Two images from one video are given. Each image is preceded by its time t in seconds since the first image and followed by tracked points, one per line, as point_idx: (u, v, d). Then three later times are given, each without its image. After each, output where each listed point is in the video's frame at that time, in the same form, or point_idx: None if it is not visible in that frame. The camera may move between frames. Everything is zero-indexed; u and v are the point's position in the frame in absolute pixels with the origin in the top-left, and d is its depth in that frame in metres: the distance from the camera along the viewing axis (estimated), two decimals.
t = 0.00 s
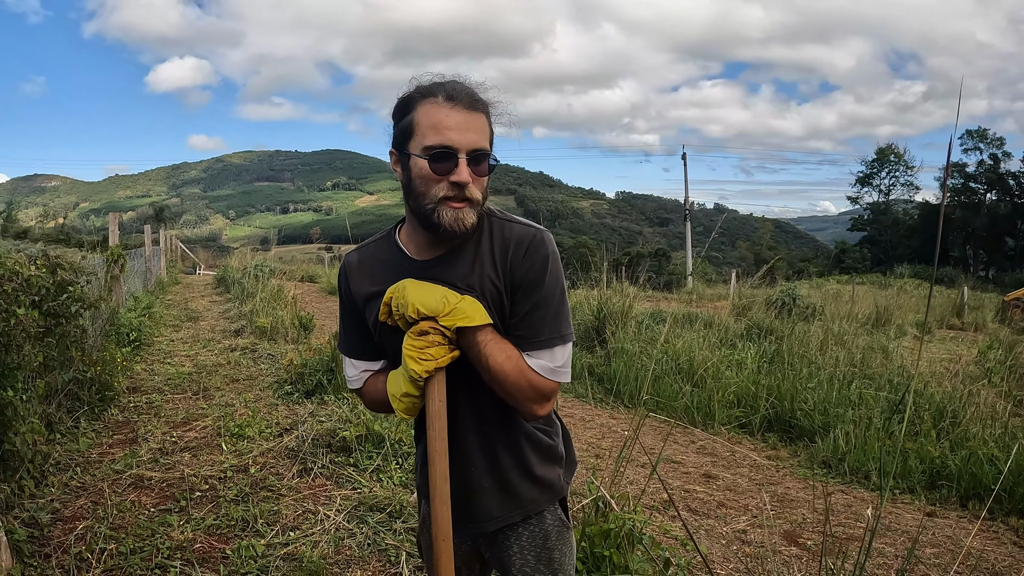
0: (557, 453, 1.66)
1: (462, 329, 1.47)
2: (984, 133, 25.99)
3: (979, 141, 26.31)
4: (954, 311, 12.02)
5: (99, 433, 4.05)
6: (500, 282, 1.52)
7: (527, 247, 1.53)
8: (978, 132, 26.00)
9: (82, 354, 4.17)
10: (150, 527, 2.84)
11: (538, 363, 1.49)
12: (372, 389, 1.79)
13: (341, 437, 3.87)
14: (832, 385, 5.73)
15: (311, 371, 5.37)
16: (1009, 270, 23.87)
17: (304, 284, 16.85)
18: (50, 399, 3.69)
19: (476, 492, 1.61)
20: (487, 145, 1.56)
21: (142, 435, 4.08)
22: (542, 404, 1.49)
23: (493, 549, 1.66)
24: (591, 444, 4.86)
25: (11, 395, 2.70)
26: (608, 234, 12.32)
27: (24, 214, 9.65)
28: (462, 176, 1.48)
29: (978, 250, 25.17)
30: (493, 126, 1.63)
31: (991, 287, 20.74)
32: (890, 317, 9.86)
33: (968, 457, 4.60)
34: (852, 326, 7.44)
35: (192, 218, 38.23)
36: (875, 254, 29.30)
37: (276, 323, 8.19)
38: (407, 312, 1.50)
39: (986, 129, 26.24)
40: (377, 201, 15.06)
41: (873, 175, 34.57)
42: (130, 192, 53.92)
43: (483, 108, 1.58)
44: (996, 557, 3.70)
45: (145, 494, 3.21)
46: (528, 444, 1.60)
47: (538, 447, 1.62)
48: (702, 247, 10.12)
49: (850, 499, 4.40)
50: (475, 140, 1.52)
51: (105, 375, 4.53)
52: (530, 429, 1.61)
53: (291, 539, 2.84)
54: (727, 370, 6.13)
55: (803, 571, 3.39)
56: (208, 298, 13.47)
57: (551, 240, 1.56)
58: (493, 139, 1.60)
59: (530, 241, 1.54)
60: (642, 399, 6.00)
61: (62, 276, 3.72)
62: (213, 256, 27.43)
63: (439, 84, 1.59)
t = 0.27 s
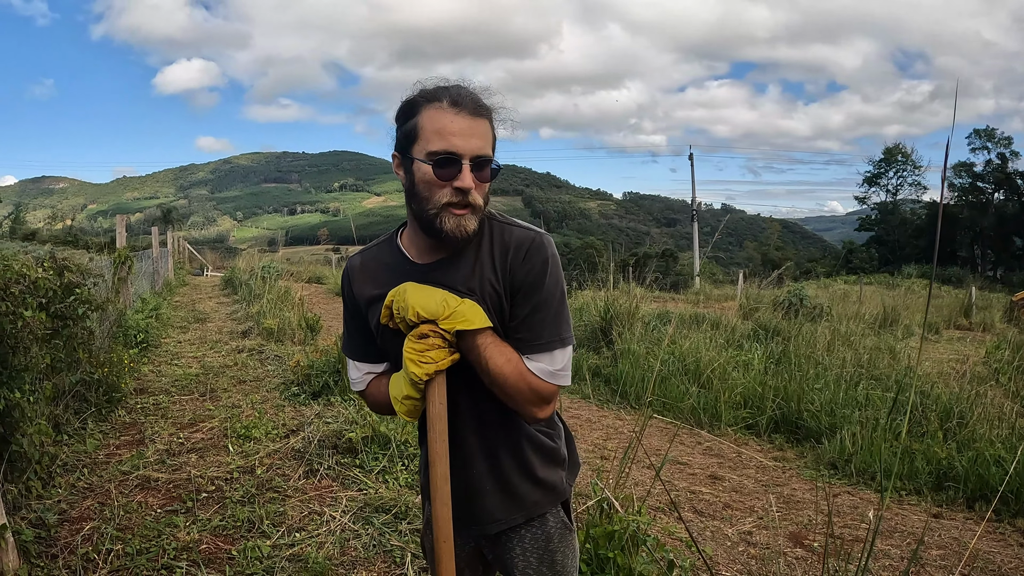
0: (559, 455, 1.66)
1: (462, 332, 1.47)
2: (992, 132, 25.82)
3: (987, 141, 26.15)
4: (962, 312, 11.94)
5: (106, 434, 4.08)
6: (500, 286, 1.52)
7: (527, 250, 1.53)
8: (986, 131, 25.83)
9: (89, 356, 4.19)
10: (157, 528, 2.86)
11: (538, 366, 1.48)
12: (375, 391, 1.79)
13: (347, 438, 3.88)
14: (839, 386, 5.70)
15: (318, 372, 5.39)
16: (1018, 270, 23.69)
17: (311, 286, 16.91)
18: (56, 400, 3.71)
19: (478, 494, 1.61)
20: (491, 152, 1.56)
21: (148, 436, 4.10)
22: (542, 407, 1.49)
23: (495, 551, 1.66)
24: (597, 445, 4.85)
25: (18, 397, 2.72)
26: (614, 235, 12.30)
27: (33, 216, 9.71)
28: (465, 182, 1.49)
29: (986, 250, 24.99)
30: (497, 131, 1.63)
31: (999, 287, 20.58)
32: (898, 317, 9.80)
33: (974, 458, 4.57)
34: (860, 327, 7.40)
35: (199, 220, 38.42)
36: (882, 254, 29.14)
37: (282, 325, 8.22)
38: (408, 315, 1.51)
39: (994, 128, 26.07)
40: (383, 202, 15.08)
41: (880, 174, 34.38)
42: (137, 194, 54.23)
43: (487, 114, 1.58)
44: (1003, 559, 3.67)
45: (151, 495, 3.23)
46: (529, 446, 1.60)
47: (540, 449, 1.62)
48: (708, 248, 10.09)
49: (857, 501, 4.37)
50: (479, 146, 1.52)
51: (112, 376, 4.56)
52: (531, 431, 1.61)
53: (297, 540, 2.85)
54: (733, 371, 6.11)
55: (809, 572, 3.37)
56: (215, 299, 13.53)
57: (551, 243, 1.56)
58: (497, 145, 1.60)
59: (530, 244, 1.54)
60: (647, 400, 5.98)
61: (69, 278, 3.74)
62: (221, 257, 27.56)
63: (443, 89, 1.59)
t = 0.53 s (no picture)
0: (561, 457, 1.65)
1: (464, 335, 1.47)
2: (999, 132, 25.65)
3: (994, 140, 25.98)
4: (970, 312, 11.87)
5: (113, 435, 4.10)
6: (501, 290, 1.52)
7: (529, 255, 1.53)
8: (993, 131, 25.67)
9: (95, 358, 4.22)
10: (163, 528, 2.87)
11: (539, 370, 1.48)
12: (378, 393, 1.79)
13: (354, 439, 3.88)
14: (846, 387, 5.67)
15: (324, 373, 5.40)
16: None
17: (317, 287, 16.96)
18: (63, 401, 3.73)
19: (480, 496, 1.60)
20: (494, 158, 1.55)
21: (155, 437, 4.11)
22: (543, 411, 1.49)
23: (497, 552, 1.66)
24: (602, 446, 4.85)
25: (25, 398, 2.74)
26: (620, 236, 12.28)
27: (41, 218, 9.77)
28: (468, 188, 1.48)
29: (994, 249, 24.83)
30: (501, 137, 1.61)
31: (1007, 287, 20.44)
32: (905, 317, 9.74)
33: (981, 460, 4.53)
34: (867, 327, 7.36)
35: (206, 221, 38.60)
36: (889, 254, 28.99)
37: (289, 326, 8.24)
38: (409, 318, 1.50)
39: (1001, 128, 25.90)
40: (389, 202, 15.11)
41: (887, 174, 34.22)
42: (144, 195, 54.53)
43: (491, 120, 1.57)
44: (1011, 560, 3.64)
45: (157, 496, 3.24)
46: (531, 448, 1.59)
47: (542, 452, 1.61)
48: (715, 249, 10.05)
49: (863, 502, 4.35)
50: (482, 152, 1.51)
51: (119, 377, 4.58)
52: (533, 434, 1.60)
53: (303, 541, 2.85)
54: (740, 372, 6.09)
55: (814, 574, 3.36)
56: (222, 300, 13.59)
57: (553, 248, 1.55)
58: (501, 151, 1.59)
59: (532, 249, 1.54)
60: (654, 401, 5.97)
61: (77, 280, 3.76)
62: (228, 258, 27.69)
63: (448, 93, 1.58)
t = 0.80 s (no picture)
0: (569, 457, 1.65)
1: (475, 335, 1.47)
2: (1006, 131, 25.52)
3: (1001, 140, 25.85)
4: (977, 312, 11.81)
5: (119, 435, 4.12)
6: (512, 290, 1.52)
7: (540, 255, 1.52)
8: (999, 130, 25.54)
9: (101, 358, 4.24)
10: (169, 528, 2.88)
11: (550, 370, 1.48)
12: (387, 391, 1.80)
13: (359, 439, 3.89)
14: (852, 387, 5.65)
15: (330, 373, 5.41)
16: None
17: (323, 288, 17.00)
18: (69, 401, 3.75)
19: (488, 495, 1.61)
20: (445, 162, 1.46)
21: (161, 437, 4.13)
22: (553, 411, 1.49)
23: (504, 552, 1.66)
24: (608, 446, 4.84)
25: (31, 398, 2.76)
26: (626, 236, 12.26)
27: (48, 219, 9.82)
28: (410, 203, 1.45)
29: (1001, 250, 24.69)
30: (465, 132, 1.49)
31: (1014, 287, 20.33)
32: (912, 317, 9.70)
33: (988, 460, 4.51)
34: (874, 327, 7.33)
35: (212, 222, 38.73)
36: (895, 254, 28.87)
37: (295, 326, 8.26)
38: (420, 317, 1.51)
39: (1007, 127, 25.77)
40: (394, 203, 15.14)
41: (894, 174, 34.08)
42: (150, 196, 54.78)
43: (443, 120, 1.47)
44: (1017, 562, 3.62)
45: (163, 496, 3.25)
46: (540, 448, 1.59)
47: (550, 452, 1.61)
48: (720, 248, 10.03)
49: (869, 502, 4.33)
50: (425, 162, 1.45)
51: (125, 377, 4.60)
52: (541, 434, 1.60)
53: (308, 541, 2.86)
54: (746, 372, 6.07)
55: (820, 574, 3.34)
56: (228, 300, 13.63)
57: (565, 248, 1.55)
58: (458, 148, 1.48)
59: (543, 249, 1.53)
60: (659, 402, 5.96)
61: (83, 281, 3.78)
62: (233, 259, 27.77)
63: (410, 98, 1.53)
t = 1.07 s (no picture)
0: (575, 456, 1.65)
1: (479, 333, 1.47)
2: (1011, 131, 25.43)
3: (1006, 140, 25.75)
4: (982, 312, 11.76)
5: (124, 434, 4.13)
6: (516, 288, 1.52)
7: (544, 252, 1.52)
8: (1004, 130, 25.44)
9: (107, 357, 4.25)
10: (174, 527, 2.90)
11: (554, 368, 1.48)
12: (395, 391, 1.80)
13: (365, 439, 3.90)
14: (858, 387, 5.63)
15: (335, 373, 5.43)
16: None
17: (327, 288, 17.02)
18: (74, 400, 3.77)
19: (493, 494, 1.61)
20: (406, 178, 1.44)
21: (166, 437, 4.14)
22: (559, 408, 1.49)
23: (510, 551, 1.66)
24: (613, 446, 4.84)
25: (37, 397, 2.77)
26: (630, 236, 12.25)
27: (54, 219, 9.86)
28: (380, 222, 1.47)
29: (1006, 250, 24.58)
30: (429, 141, 1.45)
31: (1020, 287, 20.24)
32: (917, 317, 9.67)
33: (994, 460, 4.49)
34: (879, 327, 7.31)
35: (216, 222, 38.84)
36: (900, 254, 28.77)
37: (300, 326, 8.28)
38: (424, 315, 1.51)
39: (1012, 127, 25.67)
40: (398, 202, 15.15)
41: (898, 174, 33.98)
42: (155, 197, 54.97)
43: (404, 134, 1.45)
44: None
45: (168, 495, 3.27)
46: (546, 447, 1.59)
47: (557, 450, 1.61)
48: (725, 248, 10.01)
49: (875, 502, 4.32)
50: (388, 179, 1.45)
51: (130, 377, 4.62)
52: (548, 432, 1.60)
53: (313, 540, 2.87)
54: (751, 372, 6.06)
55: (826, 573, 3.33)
56: (233, 301, 13.66)
57: (570, 246, 1.55)
58: (421, 161, 1.45)
59: (547, 246, 1.53)
60: (664, 401, 5.96)
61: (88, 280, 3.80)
62: (238, 259, 27.84)
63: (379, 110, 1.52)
